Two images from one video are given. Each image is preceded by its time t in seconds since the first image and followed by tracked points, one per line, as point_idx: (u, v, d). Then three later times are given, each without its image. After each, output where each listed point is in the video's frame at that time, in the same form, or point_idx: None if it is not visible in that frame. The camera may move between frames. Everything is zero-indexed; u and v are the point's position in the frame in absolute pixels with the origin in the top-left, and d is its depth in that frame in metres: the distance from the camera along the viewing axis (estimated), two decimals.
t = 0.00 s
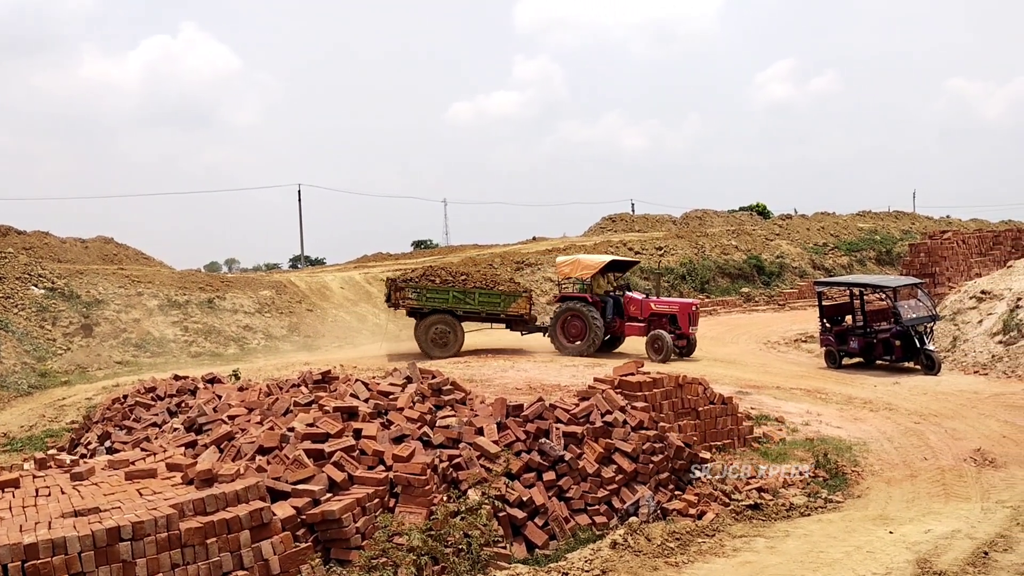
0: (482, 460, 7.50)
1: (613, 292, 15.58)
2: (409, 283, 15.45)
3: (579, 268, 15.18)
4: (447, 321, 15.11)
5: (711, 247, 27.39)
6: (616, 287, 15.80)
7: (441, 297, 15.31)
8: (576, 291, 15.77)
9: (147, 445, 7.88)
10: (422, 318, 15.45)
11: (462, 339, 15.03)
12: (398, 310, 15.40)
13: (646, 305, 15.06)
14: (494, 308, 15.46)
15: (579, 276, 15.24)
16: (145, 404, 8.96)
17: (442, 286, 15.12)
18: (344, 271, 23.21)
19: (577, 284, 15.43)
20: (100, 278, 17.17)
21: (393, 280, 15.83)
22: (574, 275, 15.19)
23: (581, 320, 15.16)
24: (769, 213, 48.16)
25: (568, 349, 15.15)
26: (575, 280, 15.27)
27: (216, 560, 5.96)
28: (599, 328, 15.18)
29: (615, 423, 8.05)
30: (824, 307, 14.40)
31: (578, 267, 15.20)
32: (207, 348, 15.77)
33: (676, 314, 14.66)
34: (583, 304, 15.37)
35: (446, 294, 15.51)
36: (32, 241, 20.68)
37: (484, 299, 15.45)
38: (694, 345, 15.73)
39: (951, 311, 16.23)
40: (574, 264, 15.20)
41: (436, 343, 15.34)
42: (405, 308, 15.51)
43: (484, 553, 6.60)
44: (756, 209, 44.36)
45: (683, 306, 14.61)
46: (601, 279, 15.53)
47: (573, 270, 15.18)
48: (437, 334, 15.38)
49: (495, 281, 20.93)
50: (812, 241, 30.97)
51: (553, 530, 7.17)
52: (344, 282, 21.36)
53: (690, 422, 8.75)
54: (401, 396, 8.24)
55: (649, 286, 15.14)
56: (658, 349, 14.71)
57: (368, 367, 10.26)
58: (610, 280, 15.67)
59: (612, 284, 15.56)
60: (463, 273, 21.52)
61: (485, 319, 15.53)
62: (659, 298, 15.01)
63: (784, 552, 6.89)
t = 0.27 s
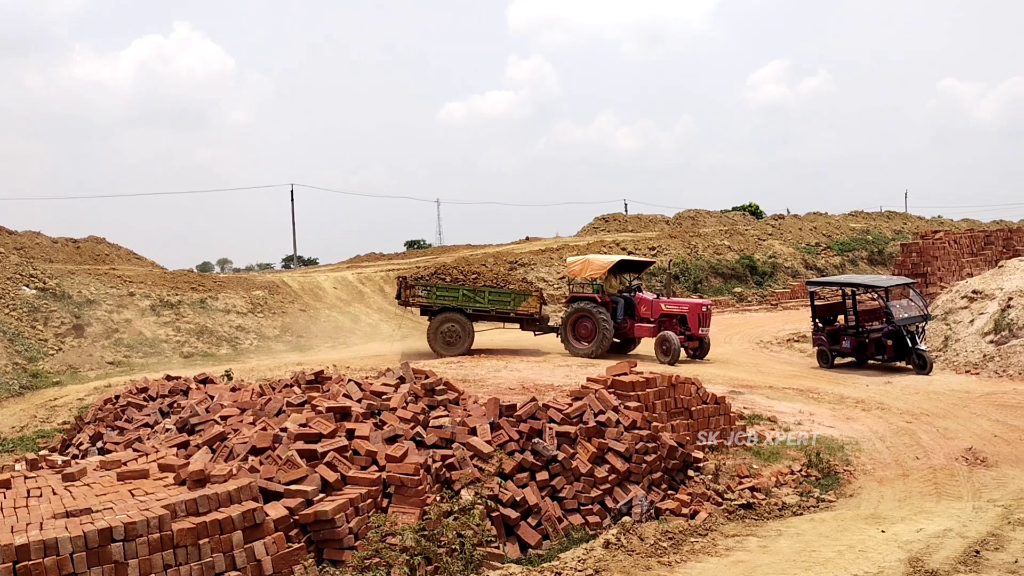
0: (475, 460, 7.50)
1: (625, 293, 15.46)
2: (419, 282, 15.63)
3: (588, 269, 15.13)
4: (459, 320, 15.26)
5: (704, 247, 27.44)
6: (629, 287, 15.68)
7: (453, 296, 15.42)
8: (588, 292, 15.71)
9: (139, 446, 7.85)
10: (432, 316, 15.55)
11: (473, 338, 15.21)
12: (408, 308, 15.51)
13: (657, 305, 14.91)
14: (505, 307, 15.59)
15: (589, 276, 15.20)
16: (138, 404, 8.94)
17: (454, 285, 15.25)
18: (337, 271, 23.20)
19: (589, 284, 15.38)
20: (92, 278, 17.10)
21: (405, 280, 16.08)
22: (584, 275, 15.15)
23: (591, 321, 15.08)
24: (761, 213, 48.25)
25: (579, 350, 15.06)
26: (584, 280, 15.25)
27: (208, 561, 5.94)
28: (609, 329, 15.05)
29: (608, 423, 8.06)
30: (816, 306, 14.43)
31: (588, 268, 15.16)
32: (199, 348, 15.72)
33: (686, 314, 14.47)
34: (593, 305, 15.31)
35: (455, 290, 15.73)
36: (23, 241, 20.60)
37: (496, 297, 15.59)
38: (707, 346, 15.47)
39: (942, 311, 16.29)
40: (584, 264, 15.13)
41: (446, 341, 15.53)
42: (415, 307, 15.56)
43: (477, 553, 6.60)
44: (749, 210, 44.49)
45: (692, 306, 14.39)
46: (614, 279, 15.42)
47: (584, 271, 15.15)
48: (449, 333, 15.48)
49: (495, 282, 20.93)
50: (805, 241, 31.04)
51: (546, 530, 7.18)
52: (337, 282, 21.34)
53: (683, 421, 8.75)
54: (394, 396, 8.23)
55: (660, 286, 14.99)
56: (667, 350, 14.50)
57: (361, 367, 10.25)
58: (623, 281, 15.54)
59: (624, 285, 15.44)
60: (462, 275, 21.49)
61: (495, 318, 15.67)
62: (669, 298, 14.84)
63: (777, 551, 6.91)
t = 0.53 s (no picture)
0: (463, 457, 7.50)
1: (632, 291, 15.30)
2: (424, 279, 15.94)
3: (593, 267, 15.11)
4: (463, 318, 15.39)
5: (691, 245, 27.51)
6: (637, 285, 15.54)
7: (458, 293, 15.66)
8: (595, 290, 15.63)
9: (125, 444, 7.82)
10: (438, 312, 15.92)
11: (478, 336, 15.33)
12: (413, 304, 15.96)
13: (662, 304, 14.72)
14: (511, 305, 15.71)
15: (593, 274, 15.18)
16: (123, 402, 8.89)
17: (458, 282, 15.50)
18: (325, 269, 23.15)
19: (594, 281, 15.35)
20: (77, 276, 16.99)
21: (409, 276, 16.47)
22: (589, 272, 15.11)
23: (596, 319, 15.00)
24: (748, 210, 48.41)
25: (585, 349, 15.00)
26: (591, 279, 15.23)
27: (195, 559, 5.92)
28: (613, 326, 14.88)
29: (596, 420, 8.08)
30: (802, 304, 14.48)
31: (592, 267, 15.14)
32: (185, 346, 15.66)
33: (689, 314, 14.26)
34: (598, 303, 15.24)
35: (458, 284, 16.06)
36: (7, 239, 20.43)
37: (501, 296, 15.74)
38: (716, 346, 15.20)
39: (927, 308, 16.40)
40: (589, 263, 15.05)
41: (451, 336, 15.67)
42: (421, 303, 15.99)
43: (464, 550, 6.60)
44: (735, 207, 44.67)
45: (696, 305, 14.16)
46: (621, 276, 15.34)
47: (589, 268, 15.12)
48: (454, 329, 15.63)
49: (501, 279, 20.77)
50: (791, 239, 31.16)
51: (533, 527, 7.19)
52: (324, 280, 21.29)
53: (670, 418, 8.78)
54: (382, 394, 8.22)
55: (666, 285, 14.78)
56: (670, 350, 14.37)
57: (349, 365, 10.23)
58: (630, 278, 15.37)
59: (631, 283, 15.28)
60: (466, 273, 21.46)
61: (500, 316, 15.81)
62: (674, 297, 14.62)
63: (763, 547, 6.95)
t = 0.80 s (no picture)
0: (445, 454, 7.49)
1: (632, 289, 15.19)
2: (423, 276, 16.18)
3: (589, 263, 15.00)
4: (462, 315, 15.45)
5: (673, 242, 27.60)
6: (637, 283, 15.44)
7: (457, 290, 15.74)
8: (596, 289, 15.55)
9: (105, 443, 7.75)
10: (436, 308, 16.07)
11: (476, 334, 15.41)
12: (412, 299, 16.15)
13: (661, 303, 14.59)
14: (508, 303, 15.71)
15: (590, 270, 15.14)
16: (103, 400, 8.82)
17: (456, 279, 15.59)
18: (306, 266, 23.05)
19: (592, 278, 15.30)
20: (56, 273, 16.82)
21: (409, 273, 16.77)
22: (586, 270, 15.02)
23: (595, 318, 14.91)
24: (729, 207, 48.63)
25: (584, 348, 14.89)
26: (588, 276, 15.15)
27: (175, 557, 5.88)
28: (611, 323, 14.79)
29: (578, 417, 8.10)
30: (783, 300, 14.56)
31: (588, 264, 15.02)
32: (165, 344, 15.55)
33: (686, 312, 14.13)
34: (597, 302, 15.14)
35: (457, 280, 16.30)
36: None
37: (498, 293, 15.75)
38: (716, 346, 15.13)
39: (906, 305, 16.54)
40: (589, 260, 14.92)
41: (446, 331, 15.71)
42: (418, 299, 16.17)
43: (446, 547, 6.60)
44: (716, 204, 44.86)
45: (694, 303, 14.02)
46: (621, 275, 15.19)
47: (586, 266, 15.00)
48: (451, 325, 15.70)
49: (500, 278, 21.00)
50: (772, 236, 31.34)
51: (516, 524, 7.20)
52: (306, 277, 21.19)
53: (652, 415, 8.81)
54: (364, 391, 8.20)
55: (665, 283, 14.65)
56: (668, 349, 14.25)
57: (330, 362, 10.20)
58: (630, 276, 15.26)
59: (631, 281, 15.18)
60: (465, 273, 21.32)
61: (498, 313, 15.83)
62: (672, 295, 14.57)
63: (743, 542, 6.99)
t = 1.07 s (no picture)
0: (423, 450, 7.48)
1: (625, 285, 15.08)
2: (417, 269, 16.44)
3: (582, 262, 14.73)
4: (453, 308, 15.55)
5: (650, 238, 27.70)
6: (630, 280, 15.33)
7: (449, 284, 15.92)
8: (589, 286, 15.45)
9: (78, 440, 7.68)
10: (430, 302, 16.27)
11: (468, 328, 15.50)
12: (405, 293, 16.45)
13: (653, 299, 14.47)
14: (501, 297, 15.69)
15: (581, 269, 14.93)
16: (76, 397, 8.74)
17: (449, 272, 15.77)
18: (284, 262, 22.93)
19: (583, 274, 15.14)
20: (28, 269, 16.61)
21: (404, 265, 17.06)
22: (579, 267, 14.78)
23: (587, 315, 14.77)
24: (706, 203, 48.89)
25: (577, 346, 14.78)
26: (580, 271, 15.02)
27: (149, 555, 5.84)
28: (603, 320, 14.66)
29: (556, 412, 8.12)
30: (758, 295, 14.64)
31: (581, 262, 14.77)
32: (140, 340, 15.42)
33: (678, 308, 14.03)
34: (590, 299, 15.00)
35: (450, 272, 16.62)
36: None
37: (491, 288, 15.76)
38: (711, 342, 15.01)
39: (880, 300, 16.73)
40: (581, 258, 14.81)
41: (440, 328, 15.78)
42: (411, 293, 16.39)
43: (423, 543, 6.61)
44: (692, 200, 45.05)
45: (685, 298, 13.91)
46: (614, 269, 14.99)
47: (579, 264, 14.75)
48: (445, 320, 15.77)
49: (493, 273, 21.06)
50: (748, 232, 31.55)
51: (493, 519, 7.21)
52: (282, 273, 21.06)
53: (630, 410, 8.85)
54: (340, 387, 8.17)
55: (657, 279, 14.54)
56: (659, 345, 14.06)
57: (307, 358, 10.15)
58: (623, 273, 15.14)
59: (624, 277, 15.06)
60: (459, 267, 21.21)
61: (490, 308, 15.81)
62: (665, 291, 14.46)
63: (718, 535, 7.05)
